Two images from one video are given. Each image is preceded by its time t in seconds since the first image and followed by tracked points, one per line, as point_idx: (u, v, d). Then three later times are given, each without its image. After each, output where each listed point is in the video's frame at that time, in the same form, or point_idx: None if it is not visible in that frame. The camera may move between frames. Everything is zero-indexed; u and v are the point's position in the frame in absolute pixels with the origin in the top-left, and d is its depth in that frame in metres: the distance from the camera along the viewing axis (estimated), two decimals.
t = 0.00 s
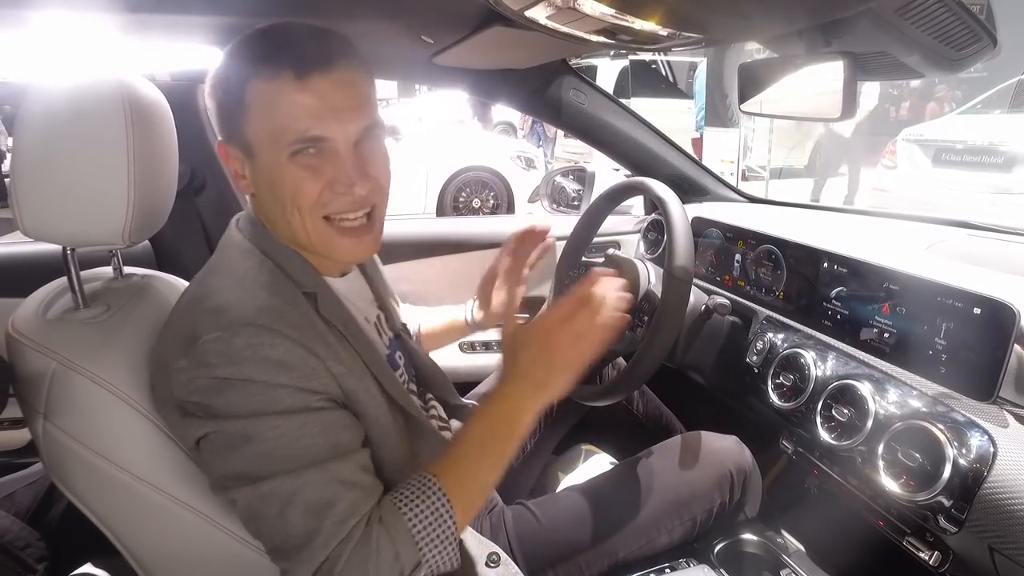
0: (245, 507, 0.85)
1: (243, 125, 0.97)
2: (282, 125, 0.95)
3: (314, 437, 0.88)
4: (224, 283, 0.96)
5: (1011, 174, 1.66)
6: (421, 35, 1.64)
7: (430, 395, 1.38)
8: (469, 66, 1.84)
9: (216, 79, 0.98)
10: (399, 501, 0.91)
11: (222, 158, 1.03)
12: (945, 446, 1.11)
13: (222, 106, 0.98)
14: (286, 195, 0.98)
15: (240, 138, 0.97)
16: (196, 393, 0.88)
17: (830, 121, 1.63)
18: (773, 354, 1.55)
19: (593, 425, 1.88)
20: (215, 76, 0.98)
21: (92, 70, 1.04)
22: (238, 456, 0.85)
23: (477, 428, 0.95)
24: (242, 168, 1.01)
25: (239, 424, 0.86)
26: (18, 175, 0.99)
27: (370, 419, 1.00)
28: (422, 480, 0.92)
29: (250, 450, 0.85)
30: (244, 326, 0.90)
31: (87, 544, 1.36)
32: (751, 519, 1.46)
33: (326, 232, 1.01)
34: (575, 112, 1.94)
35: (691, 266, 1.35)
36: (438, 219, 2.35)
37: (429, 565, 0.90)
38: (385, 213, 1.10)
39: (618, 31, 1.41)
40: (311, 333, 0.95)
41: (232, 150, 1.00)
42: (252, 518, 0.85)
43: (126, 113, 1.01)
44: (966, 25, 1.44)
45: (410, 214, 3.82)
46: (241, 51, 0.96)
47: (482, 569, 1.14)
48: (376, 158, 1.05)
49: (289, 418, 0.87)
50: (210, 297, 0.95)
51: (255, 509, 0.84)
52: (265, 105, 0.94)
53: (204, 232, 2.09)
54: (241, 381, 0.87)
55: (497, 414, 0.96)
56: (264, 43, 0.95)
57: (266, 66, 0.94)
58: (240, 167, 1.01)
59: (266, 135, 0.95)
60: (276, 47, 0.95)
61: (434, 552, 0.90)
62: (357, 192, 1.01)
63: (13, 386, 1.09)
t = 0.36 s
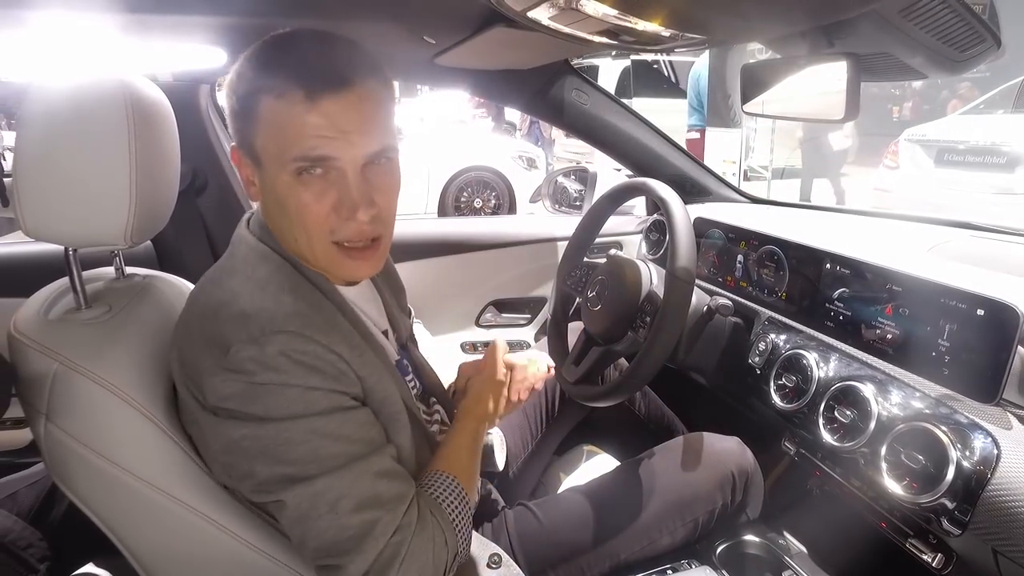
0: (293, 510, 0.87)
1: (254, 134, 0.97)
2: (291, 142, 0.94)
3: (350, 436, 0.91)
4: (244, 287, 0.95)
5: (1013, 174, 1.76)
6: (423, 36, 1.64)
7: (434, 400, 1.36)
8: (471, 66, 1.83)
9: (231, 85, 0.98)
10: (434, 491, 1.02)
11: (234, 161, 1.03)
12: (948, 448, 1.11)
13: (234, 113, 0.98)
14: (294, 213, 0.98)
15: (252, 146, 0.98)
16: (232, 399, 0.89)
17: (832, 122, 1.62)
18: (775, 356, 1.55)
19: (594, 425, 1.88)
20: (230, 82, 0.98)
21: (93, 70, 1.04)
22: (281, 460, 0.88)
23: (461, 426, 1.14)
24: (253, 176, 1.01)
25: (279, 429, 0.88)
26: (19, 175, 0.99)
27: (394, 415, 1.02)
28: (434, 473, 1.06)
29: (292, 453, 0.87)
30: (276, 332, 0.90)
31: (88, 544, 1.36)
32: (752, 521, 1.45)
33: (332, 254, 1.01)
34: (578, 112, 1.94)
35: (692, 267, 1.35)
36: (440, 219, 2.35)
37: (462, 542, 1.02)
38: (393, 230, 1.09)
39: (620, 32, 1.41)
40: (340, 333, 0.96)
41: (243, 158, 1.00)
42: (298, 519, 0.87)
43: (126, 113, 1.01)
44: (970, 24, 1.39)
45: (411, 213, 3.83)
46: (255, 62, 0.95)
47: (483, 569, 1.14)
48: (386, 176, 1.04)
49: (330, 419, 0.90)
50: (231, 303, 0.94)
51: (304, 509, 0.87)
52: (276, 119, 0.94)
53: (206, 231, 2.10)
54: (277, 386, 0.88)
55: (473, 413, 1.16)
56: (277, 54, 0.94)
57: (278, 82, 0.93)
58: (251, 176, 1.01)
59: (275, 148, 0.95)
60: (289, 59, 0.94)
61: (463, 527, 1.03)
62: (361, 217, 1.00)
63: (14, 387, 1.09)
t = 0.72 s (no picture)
0: (302, 505, 0.86)
1: (294, 119, 0.99)
2: (334, 127, 0.97)
3: (365, 434, 0.91)
4: (270, 275, 0.95)
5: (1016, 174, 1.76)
6: (423, 36, 1.63)
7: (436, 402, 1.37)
8: (471, 67, 1.83)
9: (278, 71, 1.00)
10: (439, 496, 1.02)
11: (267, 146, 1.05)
12: (949, 451, 1.10)
13: (276, 101, 1.00)
14: (327, 195, 0.99)
15: (289, 131, 1.00)
16: (254, 386, 0.88)
17: (833, 124, 1.62)
18: (776, 357, 1.54)
19: (593, 427, 1.88)
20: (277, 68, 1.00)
21: (93, 71, 1.04)
22: (297, 451, 0.87)
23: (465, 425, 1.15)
24: (286, 161, 1.03)
25: (298, 420, 0.87)
26: (20, 176, 0.99)
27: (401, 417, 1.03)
28: (438, 473, 1.07)
29: (309, 446, 0.87)
30: (303, 320, 0.90)
31: (87, 545, 1.36)
32: (754, 523, 1.45)
33: (363, 237, 1.03)
34: (579, 113, 1.93)
35: (694, 268, 1.34)
36: (440, 219, 2.35)
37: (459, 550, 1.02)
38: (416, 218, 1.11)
39: (620, 33, 1.40)
40: (359, 330, 0.97)
41: (279, 142, 1.02)
42: (306, 514, 0.87)
43: (127, 114, 1.00)
44: (971, 26, 1.40)
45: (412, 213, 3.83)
46: (304, 50, 0.97)
47: (482, 571, 1.14)
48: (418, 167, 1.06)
49: (349, 414, 0.90)
50: (259, 288, 0.94)
51: (313, 504, 0.86)
52: (321, 105, 0.96)
53: (206, 231, 2.10)
54: (301, 375, 0.88)
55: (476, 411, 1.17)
56: (325, 45, 0.97)
57: (325, 69, 0.95)
58: (284, 160, 1.03)
59: (316, 132, 0.97)
60: (338, 50, 0.97)
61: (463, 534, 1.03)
62: (394, 200, 1.03)
63: (14, 387, 1.09)
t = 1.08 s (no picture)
0: (292, 509, 0.86)
1: (282, 119, 0.99)
2: (323, 126, 0.97)
3: (354, 435, 0.91)
4: (257, 279, 0.95)
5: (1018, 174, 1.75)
6: (421, 37, 1.63)
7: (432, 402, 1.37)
8: (470, 67, 1.83)
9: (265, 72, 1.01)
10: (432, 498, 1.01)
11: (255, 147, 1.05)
12: (948, 452, 1.10)
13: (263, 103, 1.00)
14: (318, 195, 1.00)
15: (278, 131, 0.99)
16: (241, 391, 0.88)
17: (832, 125, 1.60)
18: (775, 358, 1.55)
19: (593, 427, 1.88)
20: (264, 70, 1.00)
21: (92, 72, 1.04)
22: (286, 455, 0.87)
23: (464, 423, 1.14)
24: (274, 162, 1.03)
25: (286, 423, 0.87)
26: (17, 177, 0.99)
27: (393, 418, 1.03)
28: (436, 472, 1.06)
29: (298, 449, 0.87)
30: (290, 323, 0.91)
31: (85, 544, 1.35)
32: (753, 524, 1.43)
33: (354, 236, 1.03)
34: (578, 113, 1.93)
35: (692, 268, 1.34)
36: (440, 219, 2.34)
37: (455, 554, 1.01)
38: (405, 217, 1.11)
39: (618, 33, 1.40)
40: (348, 331, 0.97)
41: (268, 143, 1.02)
42: (296, 518, 0.87)
43: (125, 115, 1.01)
44: (971, 26, 1.39)
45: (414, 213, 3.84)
46: (291, 50, 0.98)
47: (479, 571, 1.14)
48: (405, 166, 1.07)
49: (337, 417, 0.90)
50: (245, 292, 0.94)
51: (302, 508, 0.86)
52: (310, 105, 0.97)
53: (206, 231, 2.10)
54: (289, 378, 0.88)
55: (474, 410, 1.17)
56: (310, 46, 0.97)
57: (314, 69, 0.96)
58: (273, 161, 1.03)
59: (305, 132, 0.97)
60: (326, 50, 0.97)
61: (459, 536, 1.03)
62: (384, 198, 1.03)
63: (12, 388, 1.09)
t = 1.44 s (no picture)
0: (290, 510, 0.87)
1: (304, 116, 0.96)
2: (353, 123, 0.96)
3: (353, 436, 0.91)
4: (256, 278, 0.95)
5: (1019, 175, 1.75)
6: (422, 36, 1.63)
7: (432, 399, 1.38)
8: (471, 66, 1.83)
9: (282, 67, 0.96)
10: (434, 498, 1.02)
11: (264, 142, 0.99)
12: (949, 452, 1.10)
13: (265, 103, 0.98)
14: (344, 193, 0.99)
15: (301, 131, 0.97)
16: (239, 392, 0.88)
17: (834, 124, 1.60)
18: (776, 357, 1.54)
19: (593, 427, 1.88)
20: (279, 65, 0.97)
21: (94, 70, 1.04)
22: (284, 456, 0.88)
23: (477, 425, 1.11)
24: (290, 159, 0.99)
25: (284, 424, 0.87)
26: (19, 175, 0.99)
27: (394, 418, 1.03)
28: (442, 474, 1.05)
29: (296, 450, 0.87)
30: (288, 323, 0.91)
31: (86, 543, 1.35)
32: (754, 524, 1.44)
33: (380, 235, 1.04)
34: (579, 112, 1.93)
35: (693, 268, 1.34)
36: (442, 219, 2.35)
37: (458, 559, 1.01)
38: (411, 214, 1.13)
39: (619, 31, 1.40)
40: (347, 331, 0.97)
41: (286, 141, 0.98)
42: (294, 519, 0.87)
43: (126, 114, 1.01)
44: (973, 25, 1.39)
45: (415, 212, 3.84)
46: (315, 49, 0.96)
47: (480, 570, 1.14)
48: (421, 168, 1.09)
49: (335, 417, 0.90)
50: (243, 291, 0.94)
51: (300, 510, 0.87)
52: (343, 109, 0.96)
53: (207, 230, 2.10)
54: (287, 378, 0.88)
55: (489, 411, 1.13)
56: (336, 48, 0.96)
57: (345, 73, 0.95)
58: (288, 160, 0.99)
59: (337, 135, 0.96)
60: (355, 54, 0.97)
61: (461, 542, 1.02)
62: (406, 201, 1.05)
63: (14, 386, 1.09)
